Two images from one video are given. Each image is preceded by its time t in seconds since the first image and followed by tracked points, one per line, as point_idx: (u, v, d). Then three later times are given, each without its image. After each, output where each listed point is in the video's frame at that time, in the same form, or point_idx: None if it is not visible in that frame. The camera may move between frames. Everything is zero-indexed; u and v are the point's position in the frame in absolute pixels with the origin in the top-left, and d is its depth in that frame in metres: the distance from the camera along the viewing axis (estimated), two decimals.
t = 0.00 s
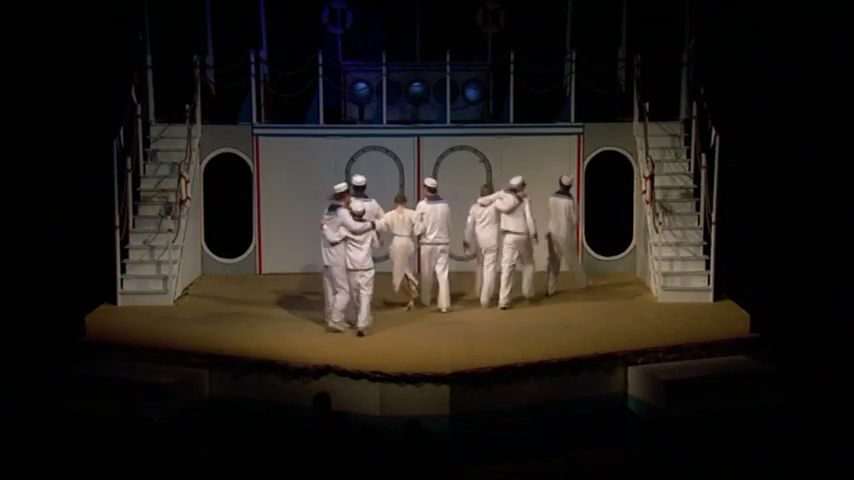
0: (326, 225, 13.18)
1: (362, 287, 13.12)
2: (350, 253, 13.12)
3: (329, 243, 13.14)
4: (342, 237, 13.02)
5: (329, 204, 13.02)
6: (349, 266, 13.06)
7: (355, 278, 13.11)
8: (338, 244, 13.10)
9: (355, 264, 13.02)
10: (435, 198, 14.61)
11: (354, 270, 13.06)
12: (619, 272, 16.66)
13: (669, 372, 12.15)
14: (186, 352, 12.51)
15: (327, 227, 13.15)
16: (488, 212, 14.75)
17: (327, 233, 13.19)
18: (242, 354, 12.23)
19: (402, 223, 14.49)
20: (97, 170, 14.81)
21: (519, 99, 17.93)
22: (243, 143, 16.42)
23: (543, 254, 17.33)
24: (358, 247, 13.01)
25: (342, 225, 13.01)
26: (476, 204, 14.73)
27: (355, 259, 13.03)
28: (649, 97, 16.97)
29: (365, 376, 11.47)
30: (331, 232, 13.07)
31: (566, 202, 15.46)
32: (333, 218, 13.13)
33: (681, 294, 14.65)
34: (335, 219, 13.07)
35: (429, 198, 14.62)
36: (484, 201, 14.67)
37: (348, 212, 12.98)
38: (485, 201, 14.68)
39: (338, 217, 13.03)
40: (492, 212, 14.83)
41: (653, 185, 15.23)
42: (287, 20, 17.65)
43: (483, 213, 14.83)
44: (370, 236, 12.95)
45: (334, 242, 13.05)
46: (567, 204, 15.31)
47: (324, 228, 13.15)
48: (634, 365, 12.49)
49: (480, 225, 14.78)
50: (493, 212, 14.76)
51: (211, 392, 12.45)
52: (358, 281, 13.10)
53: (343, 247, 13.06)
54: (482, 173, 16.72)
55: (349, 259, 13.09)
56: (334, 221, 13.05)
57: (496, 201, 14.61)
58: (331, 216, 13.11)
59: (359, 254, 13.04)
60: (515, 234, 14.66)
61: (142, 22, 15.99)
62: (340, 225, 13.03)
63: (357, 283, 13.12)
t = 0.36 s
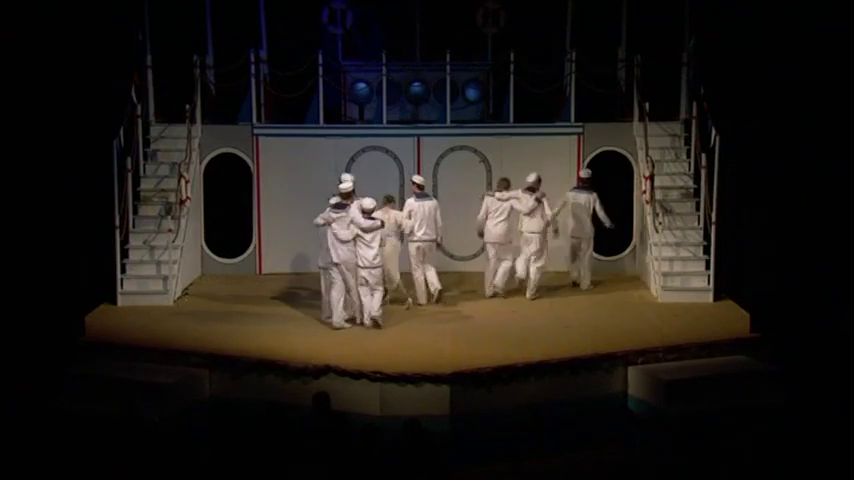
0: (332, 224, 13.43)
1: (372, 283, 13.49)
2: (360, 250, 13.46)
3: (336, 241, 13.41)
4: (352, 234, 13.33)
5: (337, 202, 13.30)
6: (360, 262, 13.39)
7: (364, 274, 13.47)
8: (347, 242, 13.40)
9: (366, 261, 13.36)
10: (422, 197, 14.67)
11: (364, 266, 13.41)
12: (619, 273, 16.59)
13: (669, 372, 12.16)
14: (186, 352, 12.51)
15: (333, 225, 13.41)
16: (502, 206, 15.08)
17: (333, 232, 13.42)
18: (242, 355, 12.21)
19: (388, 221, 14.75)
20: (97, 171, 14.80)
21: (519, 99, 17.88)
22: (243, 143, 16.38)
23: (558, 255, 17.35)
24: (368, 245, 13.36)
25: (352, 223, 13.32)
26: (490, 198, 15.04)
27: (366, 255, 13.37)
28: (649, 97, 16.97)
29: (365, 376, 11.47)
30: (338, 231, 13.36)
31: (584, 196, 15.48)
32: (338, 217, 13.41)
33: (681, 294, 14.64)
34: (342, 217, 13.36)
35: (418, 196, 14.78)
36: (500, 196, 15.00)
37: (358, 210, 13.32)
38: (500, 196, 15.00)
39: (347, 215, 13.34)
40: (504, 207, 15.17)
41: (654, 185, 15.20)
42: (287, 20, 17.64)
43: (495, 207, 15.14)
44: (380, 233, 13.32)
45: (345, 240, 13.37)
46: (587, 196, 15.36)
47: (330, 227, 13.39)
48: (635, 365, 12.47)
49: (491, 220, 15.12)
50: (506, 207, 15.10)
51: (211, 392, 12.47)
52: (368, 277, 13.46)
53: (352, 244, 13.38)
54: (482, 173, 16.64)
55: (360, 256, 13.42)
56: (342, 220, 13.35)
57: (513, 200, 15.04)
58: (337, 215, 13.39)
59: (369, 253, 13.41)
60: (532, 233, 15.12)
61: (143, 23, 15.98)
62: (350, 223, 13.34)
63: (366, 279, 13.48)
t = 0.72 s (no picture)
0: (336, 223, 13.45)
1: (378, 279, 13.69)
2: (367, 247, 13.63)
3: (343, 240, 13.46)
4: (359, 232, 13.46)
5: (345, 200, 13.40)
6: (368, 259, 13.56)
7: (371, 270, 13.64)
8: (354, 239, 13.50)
9: (375, 257, 13.56)
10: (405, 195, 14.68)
11: (373, 263, 13.59)
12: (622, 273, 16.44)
13: (671, 373, 12.13)
14: (186, 352, 12.49)
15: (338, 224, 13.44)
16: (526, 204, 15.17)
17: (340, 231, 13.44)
18: (242, 355, 12.14)
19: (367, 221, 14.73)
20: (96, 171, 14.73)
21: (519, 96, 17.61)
22: (243, 143, 16.22)
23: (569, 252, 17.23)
24: (375, 242, 13.57)
25: (361, 221, 13.49)
26: (516, 198, 15.11)
27: (374, 252, 13.58)
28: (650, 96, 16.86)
29: (365, 376, 11.45)
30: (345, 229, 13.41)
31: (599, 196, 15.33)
32: (344, 215, 13.46)
33: (681, 294, 14.61)
34: (348, 216, 13.45)
35: (404, 194, 14.81)
36: (526, 196, 15.07)
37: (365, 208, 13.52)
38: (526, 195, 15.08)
39: (354, 214, 13.48)
40: (526, 204, 15.26)
41: (655, 185, 15.12)
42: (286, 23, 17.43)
43: (519, 204, 15.21)
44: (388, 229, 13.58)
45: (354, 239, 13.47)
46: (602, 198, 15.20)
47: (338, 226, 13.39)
48: (635, 365, 12.46)
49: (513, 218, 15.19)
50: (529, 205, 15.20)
51: (210, 392, 12.50)
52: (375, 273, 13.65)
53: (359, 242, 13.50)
54: (483, 174, 16.50)
55: (368, 252, 13.59)
56: (348, 218, 13.44)
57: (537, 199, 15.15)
58: (343, 214, 13.45)
59: (377, 249, 13.61)
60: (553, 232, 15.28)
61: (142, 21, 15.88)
62: (358, 220, 13.48)
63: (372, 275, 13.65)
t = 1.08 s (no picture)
0: (328, 221, 12.88)
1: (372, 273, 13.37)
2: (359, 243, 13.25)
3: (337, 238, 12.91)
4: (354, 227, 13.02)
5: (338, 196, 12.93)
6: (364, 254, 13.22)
7: (365, 265, 13.30)
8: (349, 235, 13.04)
9: (371, 252, 13.25)
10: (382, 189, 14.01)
11: (368, 257, 13.27)
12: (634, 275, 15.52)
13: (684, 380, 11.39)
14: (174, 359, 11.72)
15: (331, 222, 12.87)
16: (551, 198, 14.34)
17: (336, 228, 12.88)
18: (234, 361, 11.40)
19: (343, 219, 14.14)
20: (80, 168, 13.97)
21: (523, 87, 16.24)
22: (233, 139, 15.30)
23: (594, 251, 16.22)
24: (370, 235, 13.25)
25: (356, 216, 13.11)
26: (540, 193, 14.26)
27: (367, 246, 13.26)
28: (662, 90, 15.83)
29: (362, 383, 10.69)
30: (340, 226, 12.87)
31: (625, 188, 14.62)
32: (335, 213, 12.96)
33: (695, 297, 13.84)
34: (339, 212, 12.97)
35: (384, 188, 14.20)
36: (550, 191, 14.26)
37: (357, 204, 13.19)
38: (552, 190, 14.20)
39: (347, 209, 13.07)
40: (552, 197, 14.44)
41: (666, 183, 14.31)
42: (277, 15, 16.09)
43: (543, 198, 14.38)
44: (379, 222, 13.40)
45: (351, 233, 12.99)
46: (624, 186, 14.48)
47: (335, 224, 12.83)
48: (647, 372, 11.66)
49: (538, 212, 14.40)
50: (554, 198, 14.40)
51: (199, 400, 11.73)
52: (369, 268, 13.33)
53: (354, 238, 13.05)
54: (486, 171, 15.53)
55: (362, 247, 13.24)
56: (340, 215, 12.94)
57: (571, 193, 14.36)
58: (333, 212, 12.95)
59: (372, 242, 13.30)
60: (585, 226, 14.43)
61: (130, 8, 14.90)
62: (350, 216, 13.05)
63: (367, 270, 13.32)
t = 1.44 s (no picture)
0: (316, 220, 12.39)
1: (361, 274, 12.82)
2: (345, 240, 12.73)
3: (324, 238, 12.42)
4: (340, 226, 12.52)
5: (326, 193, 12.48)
6: (351, 253, 12.70)
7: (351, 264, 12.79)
8: (336, 235, 12.55)
9: (357, 250, 12.70)
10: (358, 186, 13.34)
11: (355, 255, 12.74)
12: (647, 278, 14.67)
13: (699, 388, 10.66)
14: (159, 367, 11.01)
15: (320, 222, 12.38)
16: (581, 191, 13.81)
17: (324, 228, 12.39)
18: (226, 369, 10.77)
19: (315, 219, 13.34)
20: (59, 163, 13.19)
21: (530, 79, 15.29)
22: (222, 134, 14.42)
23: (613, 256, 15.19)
24: (357, 234, 12.65)
25: (341, 214, 12.57)
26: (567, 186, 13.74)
27: (354, 245, 12.71)
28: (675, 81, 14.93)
29: (359, 392, 10.11)
30: (329, 226, 12.38)
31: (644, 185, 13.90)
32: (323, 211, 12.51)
33: (712, 301, 13.05)
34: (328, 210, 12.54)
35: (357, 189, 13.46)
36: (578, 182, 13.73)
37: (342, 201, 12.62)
38: (579, 182, 13.69)
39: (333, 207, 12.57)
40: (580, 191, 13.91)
41: (681, 180, 13.51)
42: None
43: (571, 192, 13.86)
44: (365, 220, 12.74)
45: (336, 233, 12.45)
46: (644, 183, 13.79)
47: (324, 224, 12.35)
48: (660, 380, 10.95)
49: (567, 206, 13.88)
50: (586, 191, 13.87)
51: (185, 411, 10.84)
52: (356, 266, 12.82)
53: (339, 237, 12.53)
54: (490, 167, 14.70)
55: (348, 246, 12.70)
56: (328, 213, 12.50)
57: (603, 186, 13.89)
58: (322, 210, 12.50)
59: (360, 241, 12.70)
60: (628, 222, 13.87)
61: None
62: (336, 214, 12.57)
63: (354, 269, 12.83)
